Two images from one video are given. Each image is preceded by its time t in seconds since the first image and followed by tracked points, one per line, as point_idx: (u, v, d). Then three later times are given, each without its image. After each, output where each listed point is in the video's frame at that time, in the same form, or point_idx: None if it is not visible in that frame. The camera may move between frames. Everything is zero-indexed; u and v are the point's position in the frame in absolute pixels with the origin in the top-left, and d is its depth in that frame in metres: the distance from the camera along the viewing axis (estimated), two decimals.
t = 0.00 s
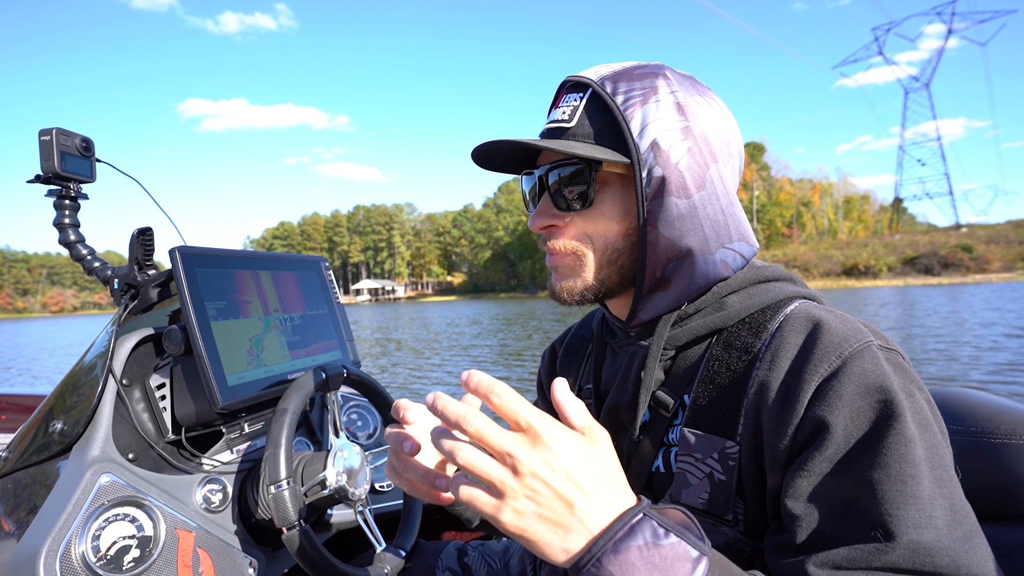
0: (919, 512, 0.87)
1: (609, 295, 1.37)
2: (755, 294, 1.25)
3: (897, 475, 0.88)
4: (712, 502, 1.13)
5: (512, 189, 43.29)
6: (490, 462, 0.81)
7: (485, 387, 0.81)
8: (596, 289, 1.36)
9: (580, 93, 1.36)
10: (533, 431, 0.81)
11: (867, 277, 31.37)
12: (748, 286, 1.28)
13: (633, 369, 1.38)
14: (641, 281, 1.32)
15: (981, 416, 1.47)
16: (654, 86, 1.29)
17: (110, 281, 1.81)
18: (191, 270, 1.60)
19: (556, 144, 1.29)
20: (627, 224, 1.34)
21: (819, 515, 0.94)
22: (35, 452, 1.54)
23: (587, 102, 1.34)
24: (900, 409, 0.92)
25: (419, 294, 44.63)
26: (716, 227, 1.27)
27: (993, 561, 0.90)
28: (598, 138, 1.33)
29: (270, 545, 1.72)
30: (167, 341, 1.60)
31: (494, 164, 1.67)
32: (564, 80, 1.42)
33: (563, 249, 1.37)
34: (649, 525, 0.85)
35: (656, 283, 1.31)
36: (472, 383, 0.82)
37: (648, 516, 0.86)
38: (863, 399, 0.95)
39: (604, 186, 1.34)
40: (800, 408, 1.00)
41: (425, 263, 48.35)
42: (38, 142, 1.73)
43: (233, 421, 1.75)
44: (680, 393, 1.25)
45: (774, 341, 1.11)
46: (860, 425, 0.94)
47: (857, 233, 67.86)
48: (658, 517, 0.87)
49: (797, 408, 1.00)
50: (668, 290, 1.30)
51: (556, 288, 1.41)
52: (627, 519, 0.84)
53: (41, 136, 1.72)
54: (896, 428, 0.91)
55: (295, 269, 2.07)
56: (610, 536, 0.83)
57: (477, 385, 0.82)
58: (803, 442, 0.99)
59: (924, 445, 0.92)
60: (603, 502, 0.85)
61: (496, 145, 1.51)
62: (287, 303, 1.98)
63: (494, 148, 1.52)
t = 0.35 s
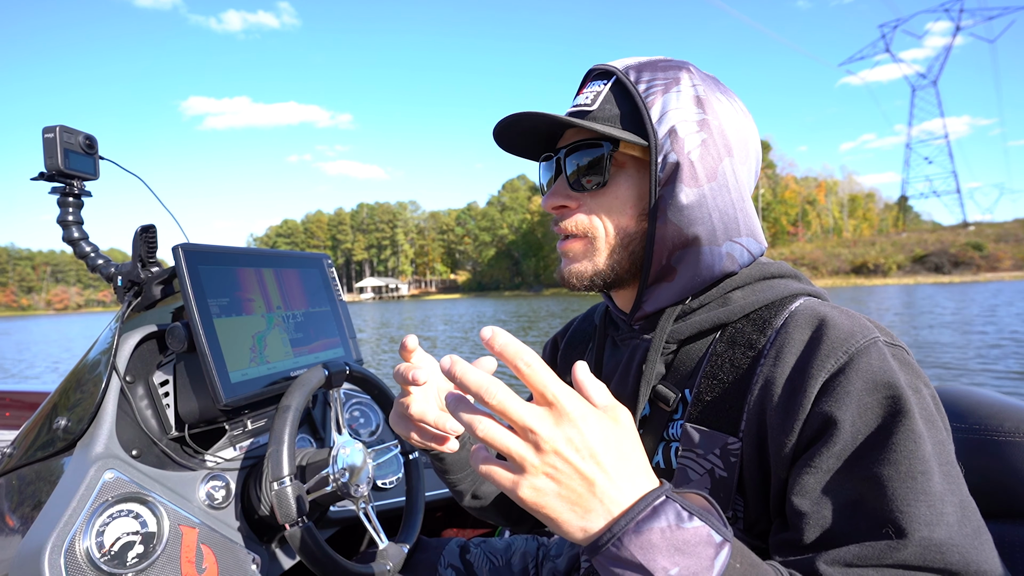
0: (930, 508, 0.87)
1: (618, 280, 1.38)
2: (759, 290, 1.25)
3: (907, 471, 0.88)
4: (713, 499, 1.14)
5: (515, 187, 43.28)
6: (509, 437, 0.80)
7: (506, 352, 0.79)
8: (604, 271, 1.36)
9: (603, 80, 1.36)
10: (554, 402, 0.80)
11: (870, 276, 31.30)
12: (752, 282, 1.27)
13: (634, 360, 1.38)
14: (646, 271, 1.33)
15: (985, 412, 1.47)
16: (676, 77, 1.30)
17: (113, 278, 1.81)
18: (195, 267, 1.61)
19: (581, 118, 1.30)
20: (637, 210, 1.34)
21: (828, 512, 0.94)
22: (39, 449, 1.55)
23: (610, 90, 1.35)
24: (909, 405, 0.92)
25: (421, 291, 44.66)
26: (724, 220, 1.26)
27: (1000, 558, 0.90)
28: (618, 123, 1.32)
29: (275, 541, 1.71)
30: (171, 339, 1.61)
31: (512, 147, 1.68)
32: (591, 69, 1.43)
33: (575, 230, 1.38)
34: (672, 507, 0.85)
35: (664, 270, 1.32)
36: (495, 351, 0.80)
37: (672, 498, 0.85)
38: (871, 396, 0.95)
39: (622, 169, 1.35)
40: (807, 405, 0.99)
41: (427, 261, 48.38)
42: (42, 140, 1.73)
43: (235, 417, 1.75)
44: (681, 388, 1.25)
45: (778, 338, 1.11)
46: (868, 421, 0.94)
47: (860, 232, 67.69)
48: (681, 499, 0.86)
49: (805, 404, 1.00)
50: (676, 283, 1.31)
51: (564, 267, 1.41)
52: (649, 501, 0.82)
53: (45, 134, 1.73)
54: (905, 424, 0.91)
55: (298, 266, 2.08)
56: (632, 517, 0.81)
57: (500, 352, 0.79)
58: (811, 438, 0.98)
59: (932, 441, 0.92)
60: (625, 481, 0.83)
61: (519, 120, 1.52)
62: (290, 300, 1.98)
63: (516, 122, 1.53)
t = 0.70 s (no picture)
0: (897, 500, 0.86)
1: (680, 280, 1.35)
2: (769, 286, 1.25)
3: (881, 463, 0.88)
4: (718, 491, 1.13)
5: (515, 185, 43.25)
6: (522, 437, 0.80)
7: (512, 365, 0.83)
8: (676, 270, 1.32)
9: (666, 68, 1.29)
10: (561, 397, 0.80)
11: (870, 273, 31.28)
12: (761, 279, 1.28)
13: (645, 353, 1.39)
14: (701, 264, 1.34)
15: (984, 409, 1.47)
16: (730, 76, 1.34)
17: (114, 274, 1.81)
18: (196, 263, 1.61)
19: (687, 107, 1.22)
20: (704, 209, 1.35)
21: (801, 496, 0.93)
22: (41, 445, 1.55)
23: (677, 78, 1.28)
24: (896, 401, 0.92)
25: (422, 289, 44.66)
26: (762, 219, 1.34)
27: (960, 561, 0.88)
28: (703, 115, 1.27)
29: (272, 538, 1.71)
30: (172, 335, 1.61)
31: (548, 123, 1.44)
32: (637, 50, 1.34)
33: (655, 227, 1.30)
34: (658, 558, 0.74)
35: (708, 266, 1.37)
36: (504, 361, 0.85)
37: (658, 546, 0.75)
38: (865, 389, 0.95)
39: (695, 166, 1.28)
40: (802, 395, 1.00)
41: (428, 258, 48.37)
42: (43, 136, 1.73)
43: (236, 413, 1.76)
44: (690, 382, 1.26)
45: (785, 332, 1.11)
46: (855, 414, 0.94)
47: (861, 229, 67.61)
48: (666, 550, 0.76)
49: (800, 395, 1.00)
50: (713, 269, 1.30)
51: (630, 264, 1.30)
52: (630, 554, 0.72)
53: (45, 130, 1.73)
54: (888, 418, 0.91)
55: (299, 263, 2.08)
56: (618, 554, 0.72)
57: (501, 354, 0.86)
58: (801, 427, 0.99)
59: (913, 439, 0.91)
60: (611, 522, 0.72)
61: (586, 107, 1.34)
62: (291, 297, 1.98)
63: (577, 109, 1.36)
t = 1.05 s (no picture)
0: (912, 515, 0.87)
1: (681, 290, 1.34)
2: (761, 291, 1.25)
3: (892, 478, 0.88)
4: (714, 503, 1.14)
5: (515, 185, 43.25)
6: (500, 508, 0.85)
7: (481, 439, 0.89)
8: (681, 282, 1.31)
9: (669, 71, 1.26)
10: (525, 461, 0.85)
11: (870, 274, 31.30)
12: (753, 283, 1.28)
13: (636, 364, 1.37)
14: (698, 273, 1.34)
15: (982, 411, 1.47)
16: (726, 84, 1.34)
17: (113, 275, 1.80)
18: (195, 264, 1.61)
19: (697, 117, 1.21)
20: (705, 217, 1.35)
21: (814, 515, 0.94)
22: (39, 446, 1.54)
23: (681, 83, 1.26)
24: (899, 411, 0.91)
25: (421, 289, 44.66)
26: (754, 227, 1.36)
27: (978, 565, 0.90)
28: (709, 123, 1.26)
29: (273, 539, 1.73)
30: (171, 335, 1.60)
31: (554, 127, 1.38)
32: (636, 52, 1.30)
33: (661, 240, 1.28)
34: None
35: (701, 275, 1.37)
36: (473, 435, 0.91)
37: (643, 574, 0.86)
38: (866, 400, 0.95)
39: (690, 172, 1.27)
40: (803, 409, 0.99)
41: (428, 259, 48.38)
42: (41, 137, 1.73)
43: (235, 413, 1.75)
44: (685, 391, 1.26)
45: (780, 340, 1.10)
46: (860, 427, 0.94)
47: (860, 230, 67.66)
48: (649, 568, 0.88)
49: (801, 408, 0.99)
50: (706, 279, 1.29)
51: (637, 276, 1.29)
52: None
53: (44, 130, 1.72)
54: (895, 430, 0.90)
55: (299, 264, 2.08)
56: None
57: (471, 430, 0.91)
58: (805, 442, 0.98)
59: (921, 447, 0.91)
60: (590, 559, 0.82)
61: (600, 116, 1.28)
62: (290, 298, 1.98)
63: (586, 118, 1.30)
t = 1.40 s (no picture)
0: (897, 521, 0.88)
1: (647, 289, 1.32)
2: (756, 292, 1.23)
3: (879, 484, 0.88)
4: (710, 507, 1.13)
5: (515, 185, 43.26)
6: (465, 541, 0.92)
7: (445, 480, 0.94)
8: (642, 281, 1.29)
9: (633, 69, 1.26)
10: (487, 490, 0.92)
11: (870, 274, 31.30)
12: (749, 285, 1.26)
13: (631, 368, 1.36)
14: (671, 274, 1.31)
15: (983, 411, 1.47)
16: (707, 78, 1.32)
17: (113, 274, 1.80)
18: (195, 264, 1.60)
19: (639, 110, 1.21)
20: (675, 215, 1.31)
21: (802, 520, 0.94)
22: (38, 445, 1.54)
23: (644, 80, 1.25)
24: (889, 418, 0.91)
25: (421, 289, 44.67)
26: (739, 224, 1.29)
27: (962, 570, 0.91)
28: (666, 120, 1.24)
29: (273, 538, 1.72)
30: (170, 335, 1.60)
31: (514, 130, 1.47)
32: (606, 52, 1.31)
33: (613, 236, 1.28)
34: None
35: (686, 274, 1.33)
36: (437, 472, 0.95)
37: None
38: (857, 406, 0.95)
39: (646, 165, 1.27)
40: (794, 414, 0.99)
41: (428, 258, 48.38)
42: (41, 136, 1.73)
43: (235, 413, 1.75)
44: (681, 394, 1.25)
45: (773, 344, 1.09)
46: (849, 432, 0.94)
47: (860, 230, 67.66)
48: None
49: (792, 413, 0.99)
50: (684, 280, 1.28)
51: (593, 275, 1.29)
52: None
53: (43, 129, 1.72)
54: (883, 437, 0.90)
55: (298, 263, 2.07)
56: None
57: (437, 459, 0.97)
58: (795, 446, 0.98)
59: (911, 453, 0.91)
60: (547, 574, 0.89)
61: (548, 113, 1.35)
62: (290, 297, 1.98)
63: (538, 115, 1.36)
